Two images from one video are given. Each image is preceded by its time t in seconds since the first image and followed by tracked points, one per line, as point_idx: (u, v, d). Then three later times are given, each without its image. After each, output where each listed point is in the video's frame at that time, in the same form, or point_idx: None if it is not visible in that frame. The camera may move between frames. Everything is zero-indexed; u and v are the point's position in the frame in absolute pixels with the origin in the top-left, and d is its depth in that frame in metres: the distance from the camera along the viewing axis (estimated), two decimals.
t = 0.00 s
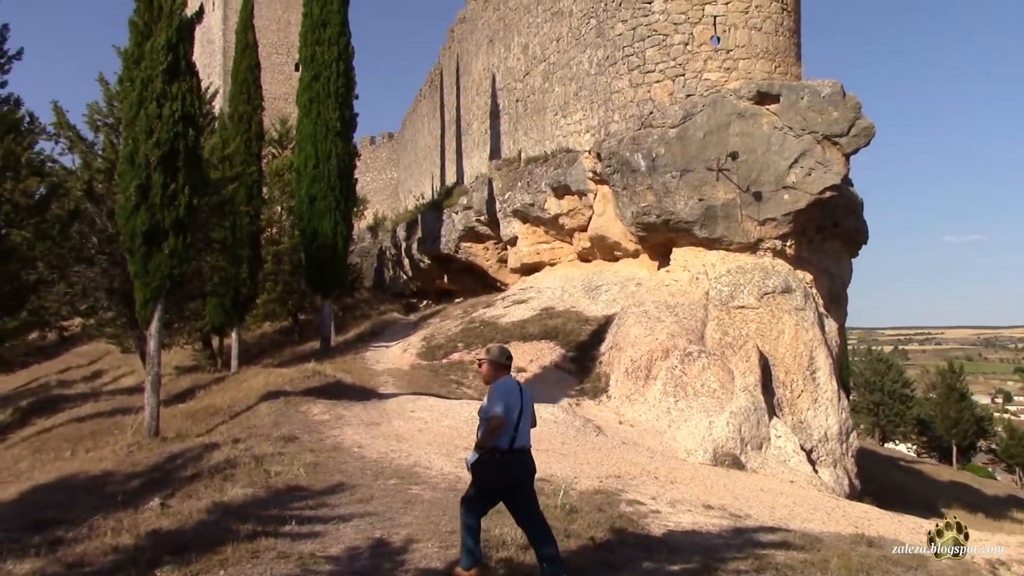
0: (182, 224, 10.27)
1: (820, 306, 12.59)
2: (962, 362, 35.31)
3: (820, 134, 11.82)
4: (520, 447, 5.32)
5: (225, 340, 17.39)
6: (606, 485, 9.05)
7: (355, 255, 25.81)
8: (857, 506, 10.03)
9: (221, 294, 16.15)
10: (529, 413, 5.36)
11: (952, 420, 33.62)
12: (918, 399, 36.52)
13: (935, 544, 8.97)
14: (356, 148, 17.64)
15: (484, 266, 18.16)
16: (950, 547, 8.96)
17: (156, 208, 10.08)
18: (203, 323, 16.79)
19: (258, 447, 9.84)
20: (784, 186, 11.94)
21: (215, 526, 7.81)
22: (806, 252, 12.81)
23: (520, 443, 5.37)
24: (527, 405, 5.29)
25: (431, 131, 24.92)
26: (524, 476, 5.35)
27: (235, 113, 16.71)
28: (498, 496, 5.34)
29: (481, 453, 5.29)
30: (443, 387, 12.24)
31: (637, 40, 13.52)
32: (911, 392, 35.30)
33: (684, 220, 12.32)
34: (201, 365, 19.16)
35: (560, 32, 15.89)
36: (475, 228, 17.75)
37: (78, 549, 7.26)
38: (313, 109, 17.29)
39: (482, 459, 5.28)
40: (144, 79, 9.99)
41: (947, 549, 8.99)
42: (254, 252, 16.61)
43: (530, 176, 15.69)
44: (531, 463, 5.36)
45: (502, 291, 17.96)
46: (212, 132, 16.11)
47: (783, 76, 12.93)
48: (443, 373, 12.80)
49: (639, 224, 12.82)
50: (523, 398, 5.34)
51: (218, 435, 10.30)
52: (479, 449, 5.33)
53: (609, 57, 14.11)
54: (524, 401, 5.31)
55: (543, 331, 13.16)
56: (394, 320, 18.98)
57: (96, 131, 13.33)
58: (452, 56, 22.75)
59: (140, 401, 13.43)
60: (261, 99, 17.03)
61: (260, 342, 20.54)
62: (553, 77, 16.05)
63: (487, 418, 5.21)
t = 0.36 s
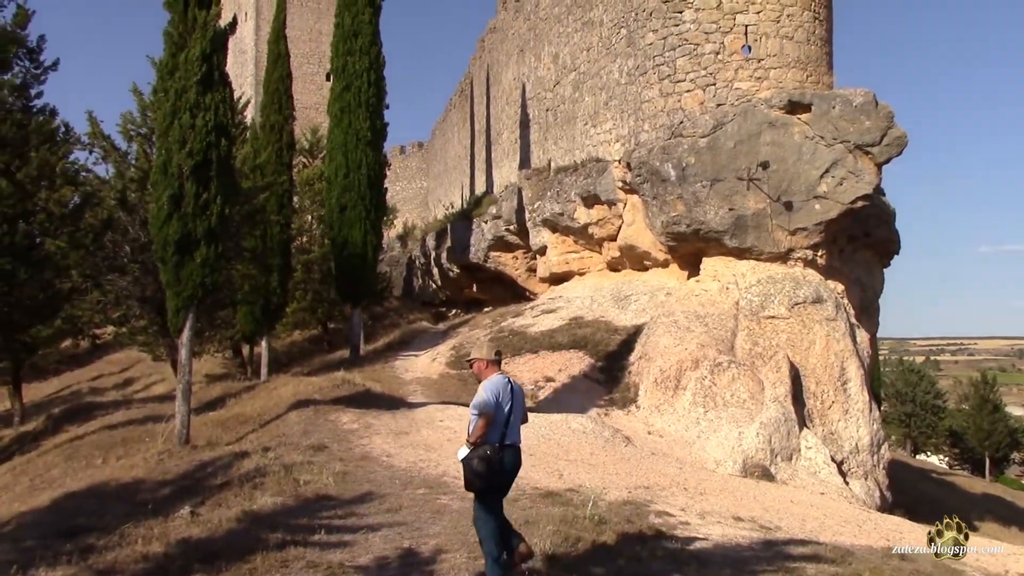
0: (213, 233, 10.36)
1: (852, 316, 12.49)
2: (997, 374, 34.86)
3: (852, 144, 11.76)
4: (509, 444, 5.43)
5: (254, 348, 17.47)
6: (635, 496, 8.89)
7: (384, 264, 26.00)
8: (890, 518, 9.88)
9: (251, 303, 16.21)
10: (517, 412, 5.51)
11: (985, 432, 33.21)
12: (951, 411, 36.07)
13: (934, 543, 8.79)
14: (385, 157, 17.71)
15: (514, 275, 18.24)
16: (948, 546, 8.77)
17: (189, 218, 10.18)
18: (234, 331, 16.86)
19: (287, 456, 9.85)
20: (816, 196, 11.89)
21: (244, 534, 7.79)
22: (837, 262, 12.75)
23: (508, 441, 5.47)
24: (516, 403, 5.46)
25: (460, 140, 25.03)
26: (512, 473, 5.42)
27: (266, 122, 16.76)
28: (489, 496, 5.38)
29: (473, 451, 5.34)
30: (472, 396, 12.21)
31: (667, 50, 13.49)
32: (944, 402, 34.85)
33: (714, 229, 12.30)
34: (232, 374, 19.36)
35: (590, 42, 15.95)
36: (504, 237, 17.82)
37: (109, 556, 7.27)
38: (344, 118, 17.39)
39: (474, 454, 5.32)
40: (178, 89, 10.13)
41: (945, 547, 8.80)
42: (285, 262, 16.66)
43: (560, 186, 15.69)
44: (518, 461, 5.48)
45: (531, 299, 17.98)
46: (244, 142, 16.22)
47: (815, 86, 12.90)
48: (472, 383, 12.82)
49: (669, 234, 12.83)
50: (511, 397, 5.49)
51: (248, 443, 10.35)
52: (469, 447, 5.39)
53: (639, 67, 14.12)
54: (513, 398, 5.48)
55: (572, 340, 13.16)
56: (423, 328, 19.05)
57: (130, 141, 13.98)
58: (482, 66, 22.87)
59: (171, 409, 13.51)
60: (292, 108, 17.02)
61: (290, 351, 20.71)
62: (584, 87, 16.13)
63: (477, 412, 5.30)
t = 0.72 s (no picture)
0: (239, 244, 10.42)
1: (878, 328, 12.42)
2: None
3: (877, 154, 11.72)
4: (504, 455, 5.51)
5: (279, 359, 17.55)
6: (660, 509, 8.82)
7: (408, 275, 26.12)
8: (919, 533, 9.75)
9: (276, 313, 16.25)
10: (512, 424, 5.64)
11: (1014, 445, 32.07)
12: (979, 424, 35.59)
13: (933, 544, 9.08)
14: (409, 168, 17.78)
15: (537, 286, 18.24)
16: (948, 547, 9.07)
17: (215, 228, 10.23)
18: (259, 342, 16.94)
19: (312, 467, 9.86)
20: (841, 207, 11.86)
21: (270, 545, 7.80)
22: (864, 272, 12.66)
23: (503, 453, 5.53)
24: (512, 414, 5.60)
25: (484, 151, 25.09)
26: (506, 484, 5.47)
27: (291, 134, 16.91)
28: (485, 505, 5.40)
29: (470, 459, 5.38)
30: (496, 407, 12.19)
31: (691, 60, 13.48)
32: (973, 416, 34.39)
33: (739, 240, 12.26)
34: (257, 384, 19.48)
35: (613, 52, 15.98)
36: (528, 248, 17.85)
37: (134, 565, 7.29)
38: (368, 130, 17.50)
39: (472, 463, 5.36)
40: (204, 101, 10.19)
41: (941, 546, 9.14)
42: (309, 273, 16.72)
43: (583, 197, 15.68)
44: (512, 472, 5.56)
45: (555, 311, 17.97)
46: (269, 154, 16.33)
47: (840, 96, 12.93)
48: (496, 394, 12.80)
49: (693, 245, 12.79)
50: (507, 409, 5.63)
51: (274, 454, 10.37)
52: (466, 456, 5.44)
53: (663, 77, 14.11)
54: (509, 411, 5.62)
55: (597, 352, 13.14)
56: (447, 339, 19.08)
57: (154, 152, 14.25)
58: (505, 77, 22.95)
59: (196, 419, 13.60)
60: (317, 120, 17.13)
61: (315, 362, 20.81)
62: (607, 98, 16.16)
63: (476, 421, 5.37)
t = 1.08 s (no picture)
0: (261, 256, 10.48)
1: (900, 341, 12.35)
2: None
3: (900, 166, 11.67)
4: (500, 463, 5.62)
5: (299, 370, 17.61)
6: (681, 523, 8.75)
7: (428, 287, 26.22)
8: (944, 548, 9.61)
9: (297, 325, 16.34)
10: (508, 433, 5.76)
11: None
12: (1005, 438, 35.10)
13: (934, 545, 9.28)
14: (430, 181, 17.83)
15: (557, 298, 18.23)
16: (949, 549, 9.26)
17: (237, 241, 10.29)
18: (280, 353, 17.01)
19: (332, 479, 9.86)
20: (863, 219, 11.80)
21: (289, 557, 7.78)
22: (886, 284, 12.59)
23: (499, 460, 5.63)
24: (510, 424, 5.71)
25: (504, 164, 25.14)
26: (501, 492, 5.59)
27: (313, 147, 17.03)
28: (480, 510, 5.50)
29: (469, 465, 5.46)
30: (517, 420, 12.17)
31: (711, 72, 13.46)
32: (999, 430, 33.92)
33: (760, 252, 12.21)
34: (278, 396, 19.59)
35: (634, 65, 16.01)
36: (548, 260, 17.87)
37: None
38: (388, 142, 17.58)
39: (470, 470, 5.45)
40: (227, 115, 10.26)
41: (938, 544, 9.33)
42: (330, 284, 16.78)
43: (604, 209, 15.68)
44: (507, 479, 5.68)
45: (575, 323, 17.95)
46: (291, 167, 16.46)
47: (862, 108, 12.90)
48: (516, 406, 12.78)
49: (714, 257, 12.75)
50: (505, 418, 5.73)
51: (294, 466, 10.39)
52: (464, 462, 5.52)
53: (683, 89, 14.12)
54: (507, 420, 5.73)
55: (617, 364, 13.11)
56: (467, 351, 19.10)
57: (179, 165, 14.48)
58: (526, 90, 23.03)
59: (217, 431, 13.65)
60: (338, 133, 17.22)
61: (335, 374, 20.89)
62: (627, 110, 16.20)
63: (477, 430, 5.45)
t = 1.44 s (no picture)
0: (278, 270, 10.51)
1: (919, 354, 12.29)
2: None
3: (918, 179, 11.64)
4: (487, 480, 5.57)
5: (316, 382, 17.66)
6: (699, 538, 8.70)
7: (444, 300, 26.29)
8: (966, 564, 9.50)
9: (314, 338, 16.39)
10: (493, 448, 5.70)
11: None
12: None
13: (933, 544, 9.50)
14: (446, 194, 17.87)
15: (574, 311, 18.21)
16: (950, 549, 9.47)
17: (254, 254, 10.33)
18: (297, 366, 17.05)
19: (349, 493, 9.84)
20: (882, 232, 11.76)
21: (306, 571, 7.76)
22: (905, 297, 12.54)
23: (485, 477, 5.59)
24: (494, 440, 5.66)
25: (520, 177, 25.17)
26: (489, 508, 5.56)
27: (330, 160, 17.07)
28: (470, 529, 5.48)
29: (456, 486, 5.42)
30: (534, 433, 12.15)
31: (728, 85, 13.45)
32: (1020, 445, 33.55)
33: (777, 265, 12.16)
34: (295, 409, 19.65)
35: (650, 78, 16.03)
36: (565, 273, 17.88)
37: None
38: (405, 156, 17.65)
39: (458, 491, 5.40)
40: (245, 129, 10.30)
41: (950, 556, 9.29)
42: (346, 297, 16.82)
43: (620, 222, 15.69)
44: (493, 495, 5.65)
45: (591, 336, 17.93)
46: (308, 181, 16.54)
47: (879, 121, 12.89)
48: (533, 420, 12.76)
49: (732, 270, 12.72)
50: (489, 434, 5.66)
51: (311, 480, 10.39)
52: (451, 483, 5.47)
53: (700, 102, 14.13)
54: (492, 436, 5.67)
55: (634, 378, 13.08)
56: (484, 365, 19.10)
57: (197, 179, 14.65)
58: (542, 103, 23.09)
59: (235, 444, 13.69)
60: (354, 146, 17.26)
61: (352, 387, 20.93)
62: (644, 123, 16.22)
63: (464, 452, 5.38)
